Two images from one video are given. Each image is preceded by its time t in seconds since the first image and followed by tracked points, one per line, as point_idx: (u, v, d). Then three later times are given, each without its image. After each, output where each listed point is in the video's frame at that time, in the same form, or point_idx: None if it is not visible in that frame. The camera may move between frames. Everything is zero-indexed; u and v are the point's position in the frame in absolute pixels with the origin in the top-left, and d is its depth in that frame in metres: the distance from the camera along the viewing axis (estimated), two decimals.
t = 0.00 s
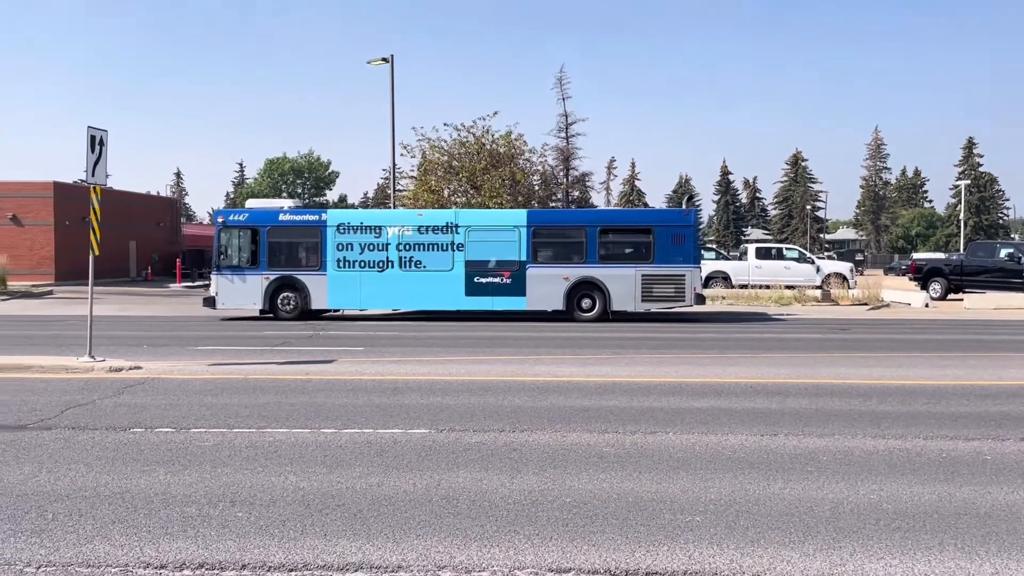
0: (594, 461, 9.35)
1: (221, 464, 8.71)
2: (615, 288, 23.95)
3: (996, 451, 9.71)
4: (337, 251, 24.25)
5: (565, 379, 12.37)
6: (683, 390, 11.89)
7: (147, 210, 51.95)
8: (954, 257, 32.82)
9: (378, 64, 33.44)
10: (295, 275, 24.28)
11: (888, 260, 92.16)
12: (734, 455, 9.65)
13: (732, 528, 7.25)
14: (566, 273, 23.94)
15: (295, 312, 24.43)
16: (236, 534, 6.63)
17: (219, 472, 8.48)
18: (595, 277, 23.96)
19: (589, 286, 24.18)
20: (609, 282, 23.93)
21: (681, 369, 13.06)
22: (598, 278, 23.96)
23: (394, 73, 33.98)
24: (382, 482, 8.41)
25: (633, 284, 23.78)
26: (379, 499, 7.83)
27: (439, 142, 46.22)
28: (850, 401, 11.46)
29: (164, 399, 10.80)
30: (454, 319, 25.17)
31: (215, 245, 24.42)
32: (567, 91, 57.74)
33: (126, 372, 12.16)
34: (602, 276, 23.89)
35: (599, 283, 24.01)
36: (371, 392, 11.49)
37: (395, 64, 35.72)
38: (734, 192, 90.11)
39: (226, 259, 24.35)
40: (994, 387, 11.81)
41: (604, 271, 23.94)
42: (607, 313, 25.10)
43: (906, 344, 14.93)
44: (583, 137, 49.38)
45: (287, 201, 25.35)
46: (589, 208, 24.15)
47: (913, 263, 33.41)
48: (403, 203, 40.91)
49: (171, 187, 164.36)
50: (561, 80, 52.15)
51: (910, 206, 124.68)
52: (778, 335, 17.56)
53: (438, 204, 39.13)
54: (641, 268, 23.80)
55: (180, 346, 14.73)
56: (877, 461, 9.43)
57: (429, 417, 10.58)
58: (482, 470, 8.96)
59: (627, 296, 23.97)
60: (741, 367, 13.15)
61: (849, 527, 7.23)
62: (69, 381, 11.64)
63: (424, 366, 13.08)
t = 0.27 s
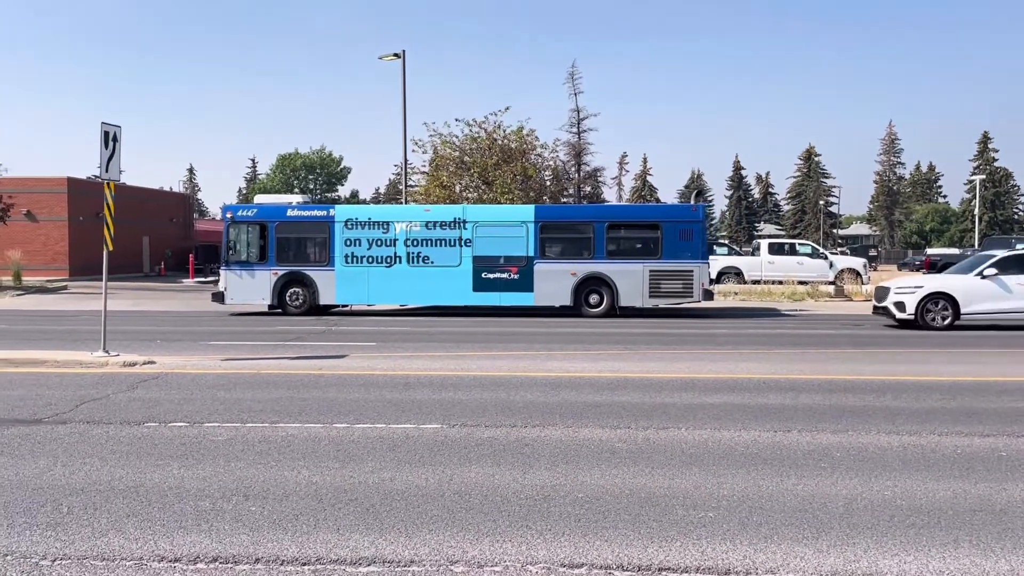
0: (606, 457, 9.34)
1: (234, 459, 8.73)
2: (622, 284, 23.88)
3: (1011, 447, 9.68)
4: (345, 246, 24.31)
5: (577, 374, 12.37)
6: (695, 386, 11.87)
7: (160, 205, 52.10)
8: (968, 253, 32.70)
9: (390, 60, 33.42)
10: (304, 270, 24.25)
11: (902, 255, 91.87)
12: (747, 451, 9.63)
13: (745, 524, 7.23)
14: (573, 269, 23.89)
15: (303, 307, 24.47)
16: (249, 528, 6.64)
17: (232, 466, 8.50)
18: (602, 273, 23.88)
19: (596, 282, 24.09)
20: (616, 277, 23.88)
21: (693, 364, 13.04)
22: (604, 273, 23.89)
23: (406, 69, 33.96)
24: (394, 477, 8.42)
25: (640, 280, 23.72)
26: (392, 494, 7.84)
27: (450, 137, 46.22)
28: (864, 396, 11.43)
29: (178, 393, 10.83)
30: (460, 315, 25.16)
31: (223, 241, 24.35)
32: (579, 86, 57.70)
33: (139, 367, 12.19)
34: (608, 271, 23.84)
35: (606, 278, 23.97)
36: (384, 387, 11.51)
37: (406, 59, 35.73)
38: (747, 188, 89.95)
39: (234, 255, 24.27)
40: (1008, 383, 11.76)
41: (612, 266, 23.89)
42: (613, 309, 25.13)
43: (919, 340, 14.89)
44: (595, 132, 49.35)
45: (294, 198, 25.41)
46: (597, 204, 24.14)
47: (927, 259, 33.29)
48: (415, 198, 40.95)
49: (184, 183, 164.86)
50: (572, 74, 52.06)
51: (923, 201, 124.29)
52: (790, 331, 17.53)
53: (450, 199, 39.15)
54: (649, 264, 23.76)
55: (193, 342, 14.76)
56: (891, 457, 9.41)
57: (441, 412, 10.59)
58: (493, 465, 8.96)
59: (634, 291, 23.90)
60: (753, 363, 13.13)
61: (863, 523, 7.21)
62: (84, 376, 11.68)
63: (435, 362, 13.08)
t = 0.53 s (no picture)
0: (618, 452, 9.34)
1: (247, 453, 8.76)
2: (630, 280, 23.78)
3: None
4: (354, 242, 24.35)
5: (589, 370, 12.37)
6: (708, 382, 11.86)
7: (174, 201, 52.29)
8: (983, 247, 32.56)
9: (403, 56, 33.41)
10: (312, 266, 24.32)
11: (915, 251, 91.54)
12: (759, 447, 9.61)
13: (758, 520, 7.22)
14: (581, 264, 23.87)
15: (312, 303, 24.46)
16: (263, 522, 6.67)
17: (245, 461, 8.53)
18: (610, 269, 23.79)
19: (604, 278, 23.95)
20: (625, 273, 23.76)
21: (706, 360, 13.02)
22: (612, 269, 23.80)
23: (418, 65, 33.97)
24: (406, 472, 8.43)
25: (649, 275, 23.64)
26: (405, 489, 7.85)
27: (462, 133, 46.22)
28: (878, 393, 11.40)
29: (192, 388, 10.87)
30: (470, 312, 25.12)
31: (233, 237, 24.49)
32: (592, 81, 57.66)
33: (154, 362, 12.23)
34: (616, 267, 23.75)
35: (614, 274, 23.85)
36: (396, 382, 11.54)
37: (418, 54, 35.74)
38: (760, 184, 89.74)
39: (243, 251, 24.41)
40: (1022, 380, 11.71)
41: (620, 262, 23.81)
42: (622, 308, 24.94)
43: (932, 336, 14.84)
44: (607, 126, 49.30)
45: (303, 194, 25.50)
46: (605, 200, 24.17)
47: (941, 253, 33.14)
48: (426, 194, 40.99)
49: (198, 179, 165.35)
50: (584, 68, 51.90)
51: (937, 196, 123.82)
52: (803, 326, 17.48)
53: (462, 195, 39.20)
54: (657, 259, 23.69)
55: (207, 337, 14.79)
56: (904, 454, 9.38)
57: (453, 407, 10.60)
58: (506, 460, 8.97)
59: (643, 287, 23.80)
60: (766, 359, 13.11)
61: (877, 520, 7.20)
62: (98, 371, 11.74)
63: (448, 357, 13.10)
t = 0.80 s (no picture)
0: (630, 449, 9.33)
1: (260, 448, 8.78)
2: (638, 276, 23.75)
3: None
4: (362, 238, 24.37)
5: (601, 366, 12.37)
6: (720, 379, 11.84)
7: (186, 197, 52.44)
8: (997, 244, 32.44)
9: (413, 52, 33.40)
10: (321, 262, 24.44)
11: (928, 247, 91.21)
12: (771, 444, 9.60)
13: (771, 517, 7.21)
14: (588, 260, 23.80)
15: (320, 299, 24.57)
16: (275, 517, 6.68)
17: (258, 456, 8.55)
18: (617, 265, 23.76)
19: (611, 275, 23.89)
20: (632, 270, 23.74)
21: (718, 357, 13.00)
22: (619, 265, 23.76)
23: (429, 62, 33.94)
24: (417, 467, 8.44)
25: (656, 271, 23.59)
26: (416, 484, 7.86)
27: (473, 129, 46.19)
28: (891, 389, 11.36)
29: (205, 383, 10.92)
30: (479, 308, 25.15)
31: (241, 233, 24.57)
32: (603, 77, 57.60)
33: (167, 357, 12.27)
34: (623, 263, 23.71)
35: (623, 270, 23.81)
36: (408, 377, 11.56)
37: (429, 51, 35.82)
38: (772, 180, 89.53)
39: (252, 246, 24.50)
40: None
41: (628, 259, 23.84)
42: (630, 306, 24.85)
43: (945, 332, 14.80)
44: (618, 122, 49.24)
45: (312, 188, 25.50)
46: (613, 195, 24.04)
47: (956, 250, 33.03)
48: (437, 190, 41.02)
49: (210, 175, 165.75)
50: (595, 64, 51.87)
51: (951, 192, 123.37)
52: (815, 323, 17.45)
53: (473, 190, 39.23)
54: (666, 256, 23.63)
55: (220, 332, 14.82)
56: (918, 450, 9.35)
57: (464, 403, 10.61)
58: (517, 456, 8.96)
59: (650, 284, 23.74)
60: (779, 355, 13.08)
61: (890, 517, 7.18)
62: (112, 366, 11.79)
63: (459, 353, 13.11)
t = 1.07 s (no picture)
0: (640, 445, 9.33)
1: (272, 444, 8.81)
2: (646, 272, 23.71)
3: None
4: (370, 234, 24.38)
5: (612, 363, 12.38)
6: (732, 376, 11.83)
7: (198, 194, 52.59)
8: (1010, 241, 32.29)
9: (424, 49, 33.41)
10: (328, 259, 24.49)
11: (941, 244, 90.92)
12: (782, 441, 9.59)
13: (782, 514, 7.20)
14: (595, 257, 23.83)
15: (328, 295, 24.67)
16: (288, 512, 6.71)
17: (270, 451, 8.58)
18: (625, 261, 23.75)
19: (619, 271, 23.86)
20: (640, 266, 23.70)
21: (729, 354, 12.99)
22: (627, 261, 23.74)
23: (439, 59, 33.95)
24: (427, 463, 8.46)
25: (664, 268, 23.59)
26: (428, 480, 7.88)
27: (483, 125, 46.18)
28: (904, 387, 11.35)
29: (217, 379, 10.96)
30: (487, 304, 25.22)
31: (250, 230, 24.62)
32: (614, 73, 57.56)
33: (179, 353, 12.33)
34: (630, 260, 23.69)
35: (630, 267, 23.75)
36: (419, 374, 11.58)
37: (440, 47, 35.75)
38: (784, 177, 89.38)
39: (261, 243, 24.55)
40: None
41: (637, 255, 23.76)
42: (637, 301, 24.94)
43: (957, 330, 14.76)
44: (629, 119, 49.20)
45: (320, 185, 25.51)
46: (621, 192, 24.12)
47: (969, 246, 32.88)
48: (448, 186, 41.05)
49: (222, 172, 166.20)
50: (606, 60, 51.84)
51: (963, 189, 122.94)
52: (826, 320, 17.42)
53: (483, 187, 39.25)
54: (674, 253, 23.64)
55: (232, 328, 14.88)
56: (930, 448, 9.34)
57: (475, 399, 10.62)
58: (527, 452, 8.97)
59: (658, 280, 23.74)
60: (790, 352, 13.07)
61: (903, 514, 7.17)
62: (124, 361, 11.84)
63: (469, 350, 13.13)
